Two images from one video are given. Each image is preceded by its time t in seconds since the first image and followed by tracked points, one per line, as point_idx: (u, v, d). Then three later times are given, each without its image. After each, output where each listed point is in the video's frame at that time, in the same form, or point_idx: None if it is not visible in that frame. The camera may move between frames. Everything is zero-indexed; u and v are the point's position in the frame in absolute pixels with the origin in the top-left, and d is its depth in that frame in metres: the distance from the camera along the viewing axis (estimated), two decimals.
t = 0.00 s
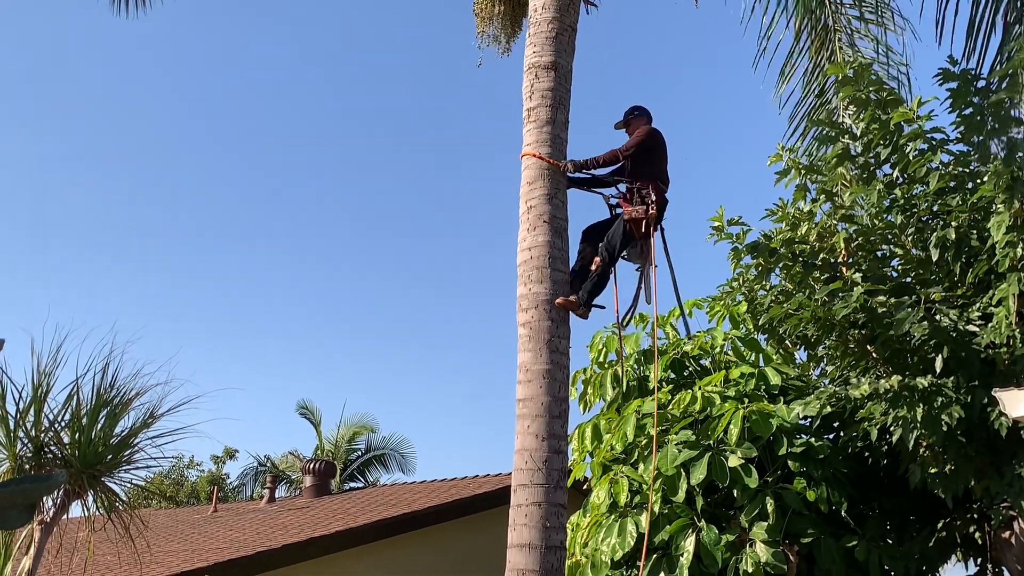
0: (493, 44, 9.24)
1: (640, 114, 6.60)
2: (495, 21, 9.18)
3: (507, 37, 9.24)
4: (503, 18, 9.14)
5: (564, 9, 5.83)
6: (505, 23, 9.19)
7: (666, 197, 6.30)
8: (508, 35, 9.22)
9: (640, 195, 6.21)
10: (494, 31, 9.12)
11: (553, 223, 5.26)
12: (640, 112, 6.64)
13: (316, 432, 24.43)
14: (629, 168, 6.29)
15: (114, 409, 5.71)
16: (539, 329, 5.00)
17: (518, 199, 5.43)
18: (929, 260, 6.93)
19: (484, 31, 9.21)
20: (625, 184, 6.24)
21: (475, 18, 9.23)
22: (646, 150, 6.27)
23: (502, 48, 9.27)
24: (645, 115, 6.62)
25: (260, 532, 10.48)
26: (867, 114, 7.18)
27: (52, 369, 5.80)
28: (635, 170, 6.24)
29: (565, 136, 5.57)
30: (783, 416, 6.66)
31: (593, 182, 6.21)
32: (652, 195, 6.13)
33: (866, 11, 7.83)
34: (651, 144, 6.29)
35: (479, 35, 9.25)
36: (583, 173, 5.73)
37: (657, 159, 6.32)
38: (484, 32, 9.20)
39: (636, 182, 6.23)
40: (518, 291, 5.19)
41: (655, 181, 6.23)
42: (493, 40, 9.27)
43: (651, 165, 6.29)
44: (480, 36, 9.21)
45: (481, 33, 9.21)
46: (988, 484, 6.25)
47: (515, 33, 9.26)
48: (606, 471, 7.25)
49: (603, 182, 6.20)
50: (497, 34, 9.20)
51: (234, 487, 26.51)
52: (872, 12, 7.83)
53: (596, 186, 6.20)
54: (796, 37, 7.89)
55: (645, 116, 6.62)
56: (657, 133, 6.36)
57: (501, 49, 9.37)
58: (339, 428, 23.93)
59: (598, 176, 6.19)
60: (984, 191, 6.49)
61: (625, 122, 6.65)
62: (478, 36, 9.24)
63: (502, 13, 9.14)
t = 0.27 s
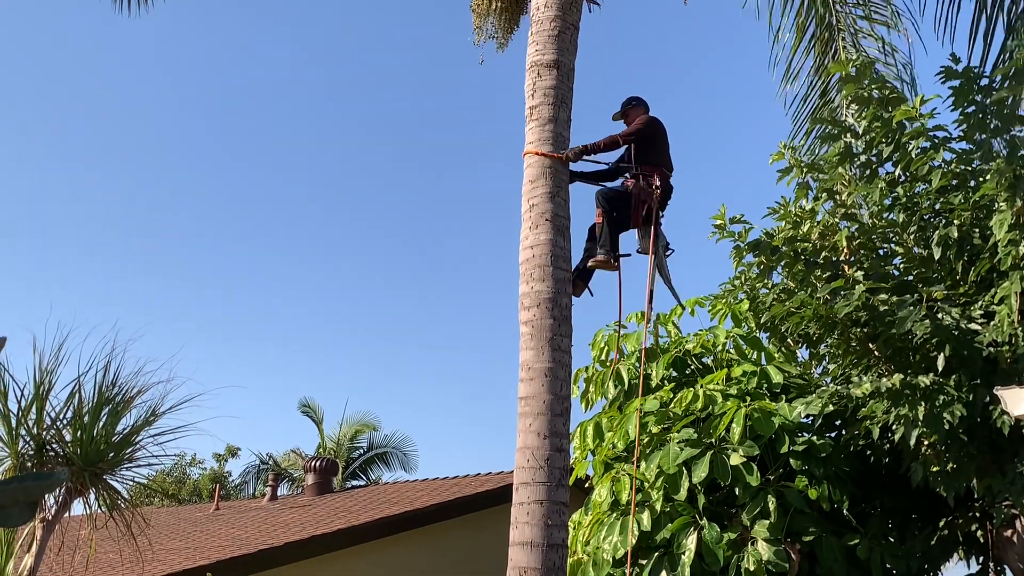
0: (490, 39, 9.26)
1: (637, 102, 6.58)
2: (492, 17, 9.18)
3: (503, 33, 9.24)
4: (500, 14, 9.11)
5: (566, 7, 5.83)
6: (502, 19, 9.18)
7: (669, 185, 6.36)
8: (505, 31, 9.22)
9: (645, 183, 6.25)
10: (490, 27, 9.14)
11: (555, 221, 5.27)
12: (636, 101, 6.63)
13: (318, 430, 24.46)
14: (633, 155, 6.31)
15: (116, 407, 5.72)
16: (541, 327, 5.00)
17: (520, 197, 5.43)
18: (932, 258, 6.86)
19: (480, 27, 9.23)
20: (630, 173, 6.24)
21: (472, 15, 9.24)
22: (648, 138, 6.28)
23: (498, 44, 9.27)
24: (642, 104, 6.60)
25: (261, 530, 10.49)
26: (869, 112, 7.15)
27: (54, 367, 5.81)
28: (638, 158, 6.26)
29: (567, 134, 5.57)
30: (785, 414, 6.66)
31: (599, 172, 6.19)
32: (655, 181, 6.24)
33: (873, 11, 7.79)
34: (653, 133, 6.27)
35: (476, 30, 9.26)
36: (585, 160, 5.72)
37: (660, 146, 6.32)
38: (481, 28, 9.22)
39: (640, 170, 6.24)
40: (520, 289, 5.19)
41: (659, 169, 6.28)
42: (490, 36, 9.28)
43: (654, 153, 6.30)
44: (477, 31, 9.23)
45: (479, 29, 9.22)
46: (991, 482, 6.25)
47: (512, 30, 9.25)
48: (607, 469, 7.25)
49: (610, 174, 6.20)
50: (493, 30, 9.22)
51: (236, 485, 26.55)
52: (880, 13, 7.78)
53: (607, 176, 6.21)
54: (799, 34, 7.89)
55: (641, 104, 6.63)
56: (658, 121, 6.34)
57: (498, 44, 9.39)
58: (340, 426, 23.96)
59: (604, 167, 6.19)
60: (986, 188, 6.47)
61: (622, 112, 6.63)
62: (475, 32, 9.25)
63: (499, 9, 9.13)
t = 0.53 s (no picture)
0: (489, 38, 9.25)
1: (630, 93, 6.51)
2: (491, 16, 9.17)
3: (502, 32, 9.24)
4: (499, 13, 9.10)
5: (566, 8, 5.83)
6: (501, 17, 9.17)
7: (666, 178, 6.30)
8: (504, 30, 9.22)
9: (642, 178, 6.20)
10: (490, 26, 9.13)
11: (555, 222, 5.27)
12: (630, 92, 6.56)
13: (318, 431, 24.46)
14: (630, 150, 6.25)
15: (115, 408, 5.73)
16: (541, 327, 5.00)
17: (520, 197, 5.43)
18: (931, 258, 6.89)
19: (478, 25, 9.23)
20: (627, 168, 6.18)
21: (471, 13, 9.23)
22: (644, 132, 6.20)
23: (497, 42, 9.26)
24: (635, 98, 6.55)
25: (261, 530, 10.49)
26: (869, 112, 7.19)
27: (53, 367, 5.81)
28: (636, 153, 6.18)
29: (567, 134, 5.57)
30: (785, 415, 6.66)
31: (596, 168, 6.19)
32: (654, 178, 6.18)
33: (873, 12, 7.80)
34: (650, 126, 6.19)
35: (475, 29, 9.25)
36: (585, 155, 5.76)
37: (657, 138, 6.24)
38: (479, 26, 9.22)
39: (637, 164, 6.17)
40: (520, 290, 5.19)
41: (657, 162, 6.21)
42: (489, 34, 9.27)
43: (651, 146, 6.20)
44: (475, 30, 9.22)
45: (477, 27, 9.22)
46: (990, 483, 6.25)
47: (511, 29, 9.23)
48: (607, 470, 7.26)
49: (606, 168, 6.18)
50: (492, 29, 9.21)
51: (235, 486, 26.55)
52: (879, 13, 7.79)
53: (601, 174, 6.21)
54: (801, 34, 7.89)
55: (634, 94, 6.55)
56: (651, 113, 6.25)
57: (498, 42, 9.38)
58: (340, 426, 23.96)
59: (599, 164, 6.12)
60: (986, 189, 6.46)
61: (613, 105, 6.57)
62: (473, 30, 9.24)
63: (497, 8, 9.11)
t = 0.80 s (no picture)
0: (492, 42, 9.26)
1: (612, 77, 6.46)
2: (494, 20, 9.18)
3: (506, 35, 9.24)
4: (502, 17, 9.12)
5: (564, 11, 5.84)
6: (504, 22, 9.18)
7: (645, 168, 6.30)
8: (507, 34, 9.23)
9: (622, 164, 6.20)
10: (492, 31, 9.13)
11: (554, 224, 5.27)
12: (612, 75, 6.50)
13: (316, 433, 24.44)
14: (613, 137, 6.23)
15: (114, 411, 5.72)
16: (539, 330, 5.00)
17: (519, 200, 5.43)
18: (929, 261, 6.93)
19: (482, 30, 9.24)
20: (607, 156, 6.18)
21: (473, 18, 9.23)
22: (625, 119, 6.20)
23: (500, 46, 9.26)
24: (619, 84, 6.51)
25: (260, 533, 10.48)
26: (867, 115, 7.22)
27: (52, 370, 5.81)
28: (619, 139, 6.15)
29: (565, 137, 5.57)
30: (784, 417, 6.68)
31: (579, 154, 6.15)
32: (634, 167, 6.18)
33: (868, 15, 7.83)
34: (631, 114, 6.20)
35: (478, 34, 9.26)
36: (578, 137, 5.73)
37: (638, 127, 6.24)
38: (482, 30, 9.23)
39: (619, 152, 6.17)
40: (518, 292, 5.19)
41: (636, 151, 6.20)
42: (492, 38, 9.27)
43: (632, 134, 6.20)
44: (478, 35, 9.23)
45: (480, 32, 9.23)
46: (988, 486, 6.24)
47: (513, 33, 9.25)
48: (606, 473, 7.26)
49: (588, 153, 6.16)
50: (496, 33, 9.21)
51: (234, 489, 26.52)
52: (874, 16, 7.82)
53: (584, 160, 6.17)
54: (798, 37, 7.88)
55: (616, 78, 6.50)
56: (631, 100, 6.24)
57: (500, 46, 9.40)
58: (340, 429, 23.97)
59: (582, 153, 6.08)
60: (984, 192, 6.47)
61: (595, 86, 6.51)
62: (476, 35, 9.25)
63: (500, 13, 9.13)
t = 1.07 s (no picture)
0: (496, 49, 9.27)
1: (613, 77, 6.48)
2: (497, 27, 9.20)
3: (510, 41, 9.25)
4: (505, 23, 9.13)
5: (561, 15, 5.84)
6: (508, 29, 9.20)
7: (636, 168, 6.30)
8: (512, 40, 9.24)
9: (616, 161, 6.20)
10: (496, 38, 9.14)
11: (551, 228, 5.28)
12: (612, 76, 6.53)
13: (315, 438, 24.41)
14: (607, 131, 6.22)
15: (112, 416, 5.71)
16: (537, 334, 5.00)
17: (517, 204, 5.43)
18: (927, 264, 6.91)
19: (486, 37, 9.24)
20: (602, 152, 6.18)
21: (476, 26, 9.24)
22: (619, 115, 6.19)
23: (505, 52, 9.27)
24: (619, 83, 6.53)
25: (259, 538, 10.46)
26: (865, 120, 7.21)
27: (51, 376, 5.80)
28: (611, 135, 6.14)
29: (562, 141, 5.58)
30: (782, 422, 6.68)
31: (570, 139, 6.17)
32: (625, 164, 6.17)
33: (866, 18, 7.83)
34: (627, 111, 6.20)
35: (482, 42, 9.26)
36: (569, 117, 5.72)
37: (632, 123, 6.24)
38: (486, 38, 9.23)
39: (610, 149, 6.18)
40: (516, 297, 5.19)
41: (627, 149, 6.21)
42: (495, 45, 9.28)
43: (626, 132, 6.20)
44: (482, 42, 9.23)
45: (483, 40, 9.23)
46: (987, 489, 6.25)
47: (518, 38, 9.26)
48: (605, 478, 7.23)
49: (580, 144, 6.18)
50: (499, 40, 9.23)
51: (233, 494, 26.49)
52: (872, 19, 7.83)
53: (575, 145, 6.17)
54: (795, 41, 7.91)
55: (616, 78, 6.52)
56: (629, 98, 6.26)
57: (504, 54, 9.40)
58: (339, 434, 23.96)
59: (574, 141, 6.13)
60: (983, 196, 6.49)
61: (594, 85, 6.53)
62: (480, 43, 9.26)
63: (503, 19, 9.15)
